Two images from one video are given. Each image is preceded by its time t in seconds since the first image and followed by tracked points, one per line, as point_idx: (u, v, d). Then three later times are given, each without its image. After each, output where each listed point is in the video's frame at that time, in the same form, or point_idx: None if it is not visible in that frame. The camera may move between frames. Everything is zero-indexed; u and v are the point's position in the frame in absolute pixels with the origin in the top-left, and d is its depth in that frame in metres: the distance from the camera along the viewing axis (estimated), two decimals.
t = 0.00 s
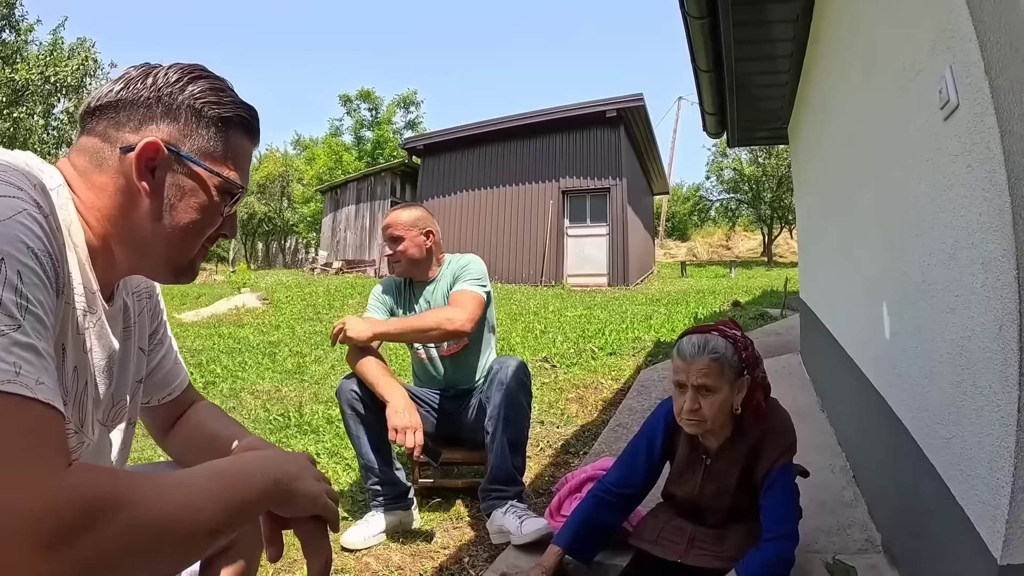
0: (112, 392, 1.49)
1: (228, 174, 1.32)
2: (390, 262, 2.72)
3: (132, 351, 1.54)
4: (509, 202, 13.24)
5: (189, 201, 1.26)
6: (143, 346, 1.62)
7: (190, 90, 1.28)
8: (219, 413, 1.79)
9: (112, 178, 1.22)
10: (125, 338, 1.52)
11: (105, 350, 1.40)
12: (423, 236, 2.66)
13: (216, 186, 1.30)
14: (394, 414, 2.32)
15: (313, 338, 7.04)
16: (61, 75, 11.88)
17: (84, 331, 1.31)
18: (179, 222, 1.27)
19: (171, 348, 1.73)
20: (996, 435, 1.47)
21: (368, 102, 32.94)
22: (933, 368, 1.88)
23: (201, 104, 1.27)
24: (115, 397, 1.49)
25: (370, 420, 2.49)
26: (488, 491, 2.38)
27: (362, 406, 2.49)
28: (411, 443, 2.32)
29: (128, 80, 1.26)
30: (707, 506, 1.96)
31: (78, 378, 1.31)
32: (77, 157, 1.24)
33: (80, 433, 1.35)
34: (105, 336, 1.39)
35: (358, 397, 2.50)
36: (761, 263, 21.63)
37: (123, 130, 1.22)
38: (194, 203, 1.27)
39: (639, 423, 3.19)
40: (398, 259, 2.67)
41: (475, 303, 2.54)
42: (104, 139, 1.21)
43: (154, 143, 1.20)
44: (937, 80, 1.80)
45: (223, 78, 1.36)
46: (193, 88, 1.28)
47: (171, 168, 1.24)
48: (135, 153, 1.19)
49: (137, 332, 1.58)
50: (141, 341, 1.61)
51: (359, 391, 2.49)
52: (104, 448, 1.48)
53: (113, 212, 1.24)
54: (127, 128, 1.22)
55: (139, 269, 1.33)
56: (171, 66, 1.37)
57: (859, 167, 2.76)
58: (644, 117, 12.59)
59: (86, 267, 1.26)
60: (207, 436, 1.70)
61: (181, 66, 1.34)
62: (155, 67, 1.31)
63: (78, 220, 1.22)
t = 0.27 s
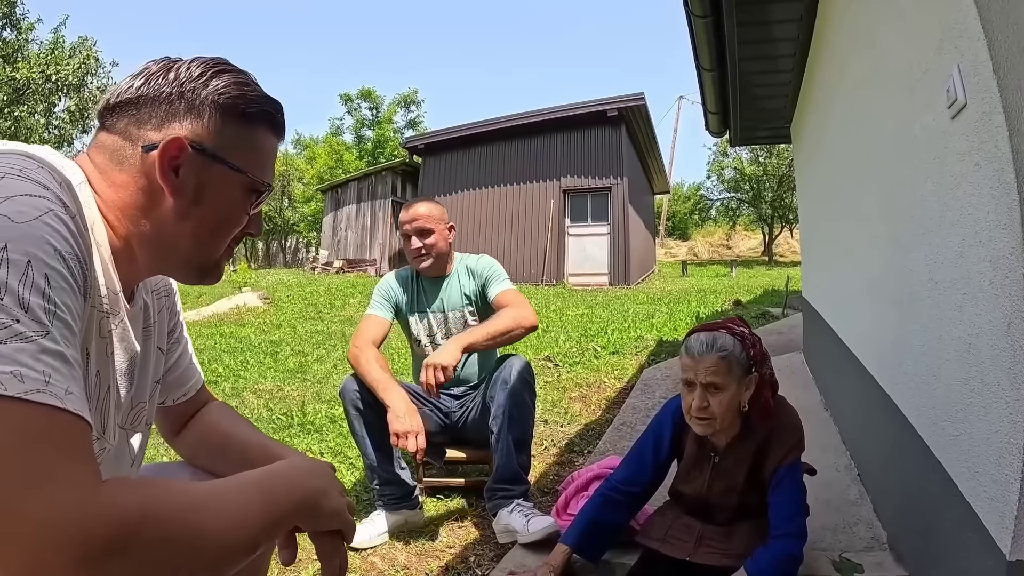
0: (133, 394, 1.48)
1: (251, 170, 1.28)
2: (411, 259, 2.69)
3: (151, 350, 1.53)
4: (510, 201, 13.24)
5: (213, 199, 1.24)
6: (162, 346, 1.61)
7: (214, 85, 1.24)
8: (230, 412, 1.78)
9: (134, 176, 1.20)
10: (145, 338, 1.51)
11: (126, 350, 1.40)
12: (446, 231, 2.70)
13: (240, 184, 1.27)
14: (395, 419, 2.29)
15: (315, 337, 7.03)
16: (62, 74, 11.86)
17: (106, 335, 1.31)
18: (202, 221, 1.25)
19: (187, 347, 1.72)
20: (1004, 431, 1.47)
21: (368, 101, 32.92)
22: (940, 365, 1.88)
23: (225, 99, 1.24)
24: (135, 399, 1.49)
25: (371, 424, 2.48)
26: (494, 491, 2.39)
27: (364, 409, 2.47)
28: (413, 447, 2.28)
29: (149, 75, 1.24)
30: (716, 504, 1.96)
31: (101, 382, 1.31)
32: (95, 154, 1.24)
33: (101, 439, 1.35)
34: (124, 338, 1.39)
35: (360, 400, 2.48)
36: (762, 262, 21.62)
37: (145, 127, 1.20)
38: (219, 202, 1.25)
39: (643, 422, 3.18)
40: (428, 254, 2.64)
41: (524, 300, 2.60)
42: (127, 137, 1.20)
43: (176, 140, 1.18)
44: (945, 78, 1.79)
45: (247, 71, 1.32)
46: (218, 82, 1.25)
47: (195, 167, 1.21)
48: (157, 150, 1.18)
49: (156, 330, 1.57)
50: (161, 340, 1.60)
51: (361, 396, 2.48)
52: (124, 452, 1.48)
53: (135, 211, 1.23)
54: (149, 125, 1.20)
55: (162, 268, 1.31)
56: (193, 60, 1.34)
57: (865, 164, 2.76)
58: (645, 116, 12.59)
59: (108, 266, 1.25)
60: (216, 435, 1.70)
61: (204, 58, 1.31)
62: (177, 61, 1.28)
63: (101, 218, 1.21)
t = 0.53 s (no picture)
0: (138, 397, 1.47)
1: (258, 172, 1.27)
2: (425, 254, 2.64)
3: (157, 352, 1.52)
4: (509, 201, 13.24)
5: (217, 202, 1.23)
6: (167, 347, 1.60)
7: (221, 83, 1.23)
8: (232, 413, 1.78)
9: (139, 177, 1.20)
10: (150, 340, 1.50)
11: (129, 353, 1.40)
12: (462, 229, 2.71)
13: (247, 187, 1.26)
14: (387, 422, 2.29)
15: (314, 337, 7.04)
16: (60, 75, 11.84)
17: (111, 338, 1.30)
18: (206, 224, 1.24)
19: (192, 348, 1.71)
20: (1004, 429, 1.47)
21: (366, 101, 32.90)
22: (940, 363, 1.88)
23: (232, 99, 1.23)
24: (140, 402, 1.49)
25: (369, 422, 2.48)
26: (495, 489, 2.38)
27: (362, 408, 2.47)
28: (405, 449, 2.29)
29: (154, 74, 1.23)
30: (716, 503, 1.96)
31: (107, 386, 1.30)
32: (100, 154, 1.24)
33: (107, 444, 1.34)
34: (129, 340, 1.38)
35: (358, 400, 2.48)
36: (760, 262, 21.64)
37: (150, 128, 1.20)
38: (225, 204, 1.24)
39: (642, 421, 3.18)
40: (450, 250, 2.61)
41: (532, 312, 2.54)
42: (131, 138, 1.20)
43: (180, 142, 1.17)
44: (943, 75, 1.80)
45: (256, 69, 1.30)
46: (225, 82, 1.23)
47: (200, 168, 1.20)
48: (161, 152, 1.17)
49: (162, 331, 1.56)
50: (166, 341, 1.59)
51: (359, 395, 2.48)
52: (130, 456, 1.47)
53: (139, 213, 1.22)
54: (152, 125, 1.20)
55: (167, 270, 1.31)
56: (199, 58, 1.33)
57: (864, 163, 2.76)
58: (643, 115, 12.59)
59: (113, 268, 1.25)
60: (216, 435, 1.69)
61: (210, 56, 1.30)
62: (183, 59, 1.27)
63: (106, 220, 1.21)
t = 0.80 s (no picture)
0: (139, 401, 1.47)
1: (262, 179, 1.28)
2: (438, 254, 2.61)
3: (158, 356, 1.52)
4: (508, 200, 13.24)
5: (219, 208, 1.23)
6: (168, 351, 1.60)
7: (224, 87, 1.22)
8: (232, 414, 1.78)
9: (141, 182, 1.19)
10: (152, 344, 1.50)
11: (130, 357, 1.39)
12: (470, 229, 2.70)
13: (250, 193, 1.26)
14: (382, 425, 2.30)
15: (313, 337, 7.04)
16: (58, 75, 11.82)
17: (113, 342, 1.30)
18: (208, 229, 1.24)
19: (193, 351, 1.71)
20: (1002, 428, 1.47)
21: (365, 100, 32.87)
22: (938, 362, 1.88)
23: (235, 104, 1.22)
24: (141, 407, 1.48)
25: (367, 423, 2.48)
26: (497, 487, 2.38)
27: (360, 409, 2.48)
28: (399, 453, 2.29)
29: (156, 78, 1.22)
30: (715, 502, 1.96)
31: (109, 391, 1.30)
32: (100, 158, 1.23)
33: (110, 448, 1.34)
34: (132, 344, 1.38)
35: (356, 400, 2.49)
36: (759, 260, 21.64)
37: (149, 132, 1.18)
38: (228, 211, 1.24)
39: (642, 420, 3.18)
40: (463, 252, 2.61)
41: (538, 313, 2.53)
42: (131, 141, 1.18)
43: (183, 148, 1.16)
44: (941, 75, 1.80)
45: (259, 74, 1.30)
46: (228, 86, 1.23)
47: (203, 174, 1.20)
48: (163, 158, 1.16)
49: (163, 335, 1.55)
50: (167, 345, 1.59)
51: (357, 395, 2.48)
52: (132, 460, 1.47)
53: (140, 218, 1.21)
54: (151, 130, 1.18)
55: (169, 275, 1.31)
56: (201, 62, 1.32)
57: (863, 162, 2.76)
58: (642, 114, 12.59)
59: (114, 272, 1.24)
60: (215, 436, 1.69)
61: (213, 60, 1.29)
62: (186, 63, 1.26)
63: (107, 224, 1.19)
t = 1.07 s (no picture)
0: (132, 408, 1.48)
1: (248, 194, 1.28)
2: (439, 259, 2.61)
3: (150, 363, 1.54)
4: (507, 199, 13.25)
5: (207, 222, 1.24)
6: (160, 357, 1.61)
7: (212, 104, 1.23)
8: (224, 419, 1.79)
9: (130, 196, 1.20)
10: (144, 351, 1.51)
11: (123, 365, 1.40)
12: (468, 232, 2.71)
13: (237, 208, 1.27)
14: (381, 430, 2.30)
15: (311, 337, 7.05)
16: (57, 76, 11.82)
17: (105, 351, 1.32)
18: (196, 243, 1.25)
19: (185, 357, 1.72)
20: (989, 435, 1.48)
21: (365, 100, 32.87)
22: (928, 367, 1.90)
23: (223, 120, 1.23)
24: (134, 412, 1.49)
25: (365, 425, 2.50)
26: (489, 488, 2.39)
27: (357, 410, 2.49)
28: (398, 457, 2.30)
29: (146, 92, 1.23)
30: (704, 505, 1.98)
31: (100, 399, 1.31)
32: (92, 172, 1.24)
33: (102, 454, 1.36)
34: (125, 353, 1.39)
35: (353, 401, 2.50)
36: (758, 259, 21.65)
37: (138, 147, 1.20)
38: (216, 225, 1.25)
39: (635, 421, 3.20)
40: (465, 257, 2.63)
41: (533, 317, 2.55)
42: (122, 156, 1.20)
43: (171, 164, 1.17)
44: (931, 79, 1.81)
45: (247, 90, 1.31)
46: (216, 102, 1.24)
47: (190, 190, 1.21)
48: (152, 173, 1.17)
49: (155, 343, 1.57)
50: (159, 351, 1.60)
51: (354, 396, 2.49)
52: (125, 466, 1.48)
53: (130, 231, 1.23)
54: (140, 145, 1.20)
55: (158, 287, 1.32)
56: (191, 76, 1.33)
57: (856, 165, 2.77)
58: (641, 114, 12.59)
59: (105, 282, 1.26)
60: (205, 440, 1.70)
61: (202, 75, 1.30)
62: (175, 79, 1.27)
63: (98, 237, 1.22)
